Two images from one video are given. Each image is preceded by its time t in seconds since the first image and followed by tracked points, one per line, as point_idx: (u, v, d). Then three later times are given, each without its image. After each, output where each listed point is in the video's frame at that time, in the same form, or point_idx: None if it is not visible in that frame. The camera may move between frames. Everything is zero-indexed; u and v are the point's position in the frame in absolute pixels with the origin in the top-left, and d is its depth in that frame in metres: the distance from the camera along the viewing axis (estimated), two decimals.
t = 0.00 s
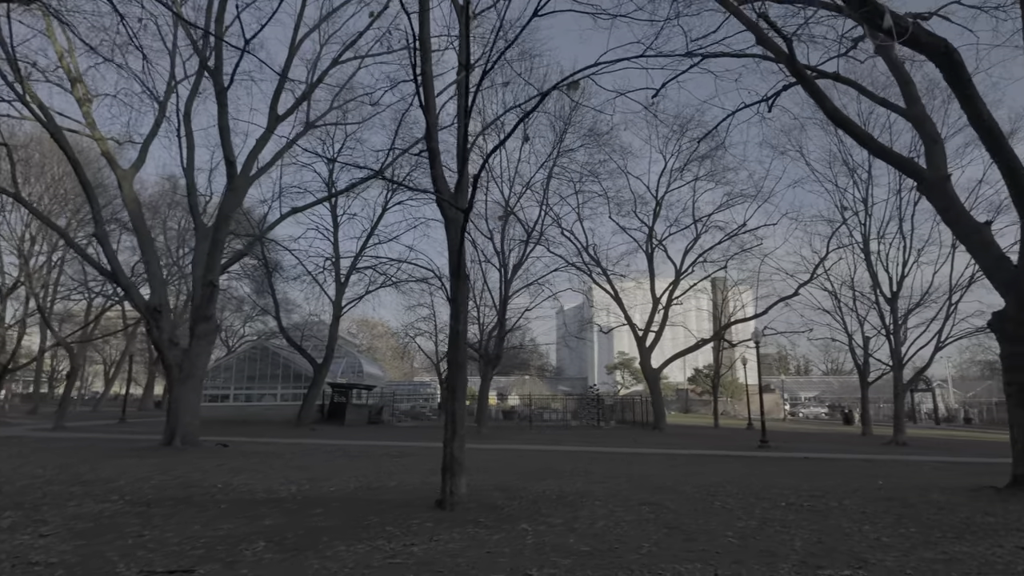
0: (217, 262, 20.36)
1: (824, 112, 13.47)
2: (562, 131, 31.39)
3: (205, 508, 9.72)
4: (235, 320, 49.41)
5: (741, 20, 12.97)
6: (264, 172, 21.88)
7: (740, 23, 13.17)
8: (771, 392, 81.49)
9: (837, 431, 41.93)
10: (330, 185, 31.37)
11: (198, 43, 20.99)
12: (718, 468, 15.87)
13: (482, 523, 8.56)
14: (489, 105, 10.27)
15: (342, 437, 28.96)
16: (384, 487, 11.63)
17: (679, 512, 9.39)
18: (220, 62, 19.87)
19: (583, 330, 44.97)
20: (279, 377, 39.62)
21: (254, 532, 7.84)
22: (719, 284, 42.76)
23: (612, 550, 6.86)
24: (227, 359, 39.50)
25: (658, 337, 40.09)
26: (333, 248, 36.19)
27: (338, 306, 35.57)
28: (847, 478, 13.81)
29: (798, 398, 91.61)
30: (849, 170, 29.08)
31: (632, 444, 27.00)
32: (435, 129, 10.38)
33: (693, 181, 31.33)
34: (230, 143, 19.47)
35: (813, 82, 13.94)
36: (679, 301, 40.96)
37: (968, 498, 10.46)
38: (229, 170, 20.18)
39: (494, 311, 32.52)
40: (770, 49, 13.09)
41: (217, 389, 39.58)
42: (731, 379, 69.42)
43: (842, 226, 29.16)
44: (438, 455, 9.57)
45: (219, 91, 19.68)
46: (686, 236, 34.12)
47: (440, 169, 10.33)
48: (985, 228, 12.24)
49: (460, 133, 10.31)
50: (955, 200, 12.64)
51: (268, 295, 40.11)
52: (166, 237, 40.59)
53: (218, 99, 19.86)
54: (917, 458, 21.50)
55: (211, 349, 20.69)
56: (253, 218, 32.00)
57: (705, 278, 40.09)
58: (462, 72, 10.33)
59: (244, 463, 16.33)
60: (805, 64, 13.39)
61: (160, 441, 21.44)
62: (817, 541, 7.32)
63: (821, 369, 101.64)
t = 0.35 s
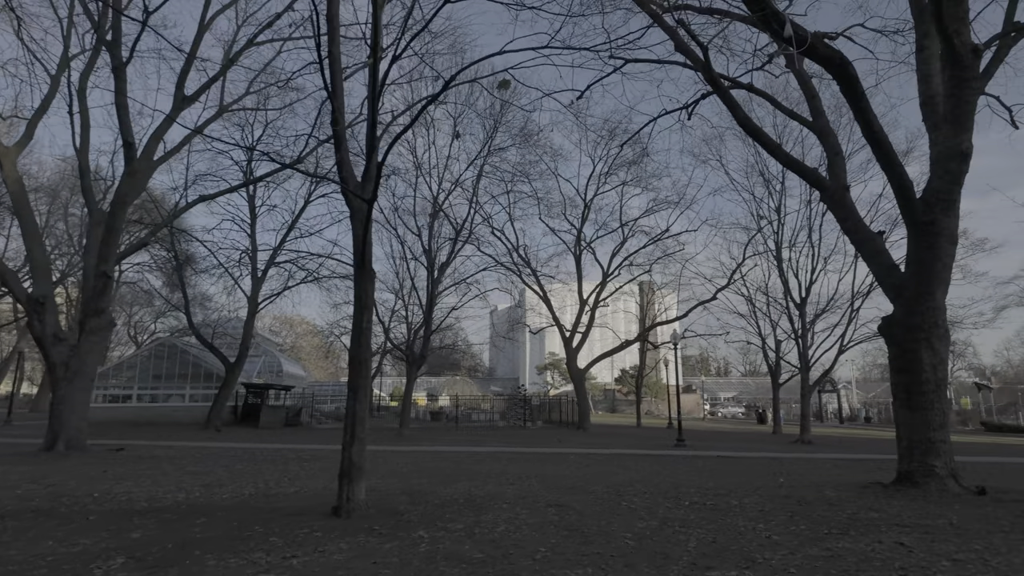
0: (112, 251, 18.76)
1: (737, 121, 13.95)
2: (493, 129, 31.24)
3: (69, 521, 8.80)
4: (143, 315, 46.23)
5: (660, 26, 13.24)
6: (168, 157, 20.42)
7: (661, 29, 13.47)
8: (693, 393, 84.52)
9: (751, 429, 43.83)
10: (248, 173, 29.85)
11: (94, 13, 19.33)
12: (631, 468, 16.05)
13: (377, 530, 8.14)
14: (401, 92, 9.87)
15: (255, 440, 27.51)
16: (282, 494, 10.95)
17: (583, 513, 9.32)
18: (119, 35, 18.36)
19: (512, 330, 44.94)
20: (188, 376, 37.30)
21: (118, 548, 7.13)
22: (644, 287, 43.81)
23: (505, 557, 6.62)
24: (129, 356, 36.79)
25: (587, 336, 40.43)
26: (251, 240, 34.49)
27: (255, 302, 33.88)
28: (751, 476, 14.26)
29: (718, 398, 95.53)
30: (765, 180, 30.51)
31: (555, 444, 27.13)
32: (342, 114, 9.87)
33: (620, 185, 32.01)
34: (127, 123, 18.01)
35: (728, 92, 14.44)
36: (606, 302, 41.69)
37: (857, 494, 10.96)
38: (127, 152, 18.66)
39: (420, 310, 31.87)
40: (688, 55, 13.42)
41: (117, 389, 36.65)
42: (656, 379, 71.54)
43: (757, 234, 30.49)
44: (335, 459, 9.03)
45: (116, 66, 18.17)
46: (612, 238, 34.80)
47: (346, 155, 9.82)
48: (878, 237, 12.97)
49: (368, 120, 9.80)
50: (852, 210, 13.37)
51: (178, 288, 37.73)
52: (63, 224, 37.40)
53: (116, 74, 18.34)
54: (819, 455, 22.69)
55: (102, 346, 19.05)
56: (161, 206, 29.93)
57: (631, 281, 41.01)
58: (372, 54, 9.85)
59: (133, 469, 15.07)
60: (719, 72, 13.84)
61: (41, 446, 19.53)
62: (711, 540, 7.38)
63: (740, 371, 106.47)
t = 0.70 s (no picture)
0: (31, 239, 17.55)
1: (684, 120, 14.05)
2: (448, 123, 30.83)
3: None
4: (76, 309, 43.85)
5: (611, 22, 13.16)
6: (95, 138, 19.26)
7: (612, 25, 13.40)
8: (647, 392, 85.81)
9: (701, 428, 44.56)
10: (190, 161, 28.62)
11: None
12: (577, 467, 15.93)
13: (299, 535, 7.67)
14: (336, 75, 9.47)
15: (192, 440, 26.33)
16: (204, 497, 10.33)
17: (519, 513, 9.05)
18: (40, 7, 17.16)
19: (467, 328, 44.49)
20: (124, 374, 35.49)
21: (1, 559, 6.48)
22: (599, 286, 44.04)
23: (429, 562, 6.30)
24: (59, 352, 34.72)
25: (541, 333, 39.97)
26: (193, 231, 33.12)
27: (196, 296, 32.52)
28: (694, 474, 14.31)
29: (671, 397, 97.16)
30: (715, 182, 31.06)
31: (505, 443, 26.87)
32: (271, 97, 9.37)
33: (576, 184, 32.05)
34: (48, 102, 16.85)
35: (676, 92, 14.50)
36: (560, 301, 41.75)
37: (793, 491, 11.06)
38: (48, 133, 17.48)
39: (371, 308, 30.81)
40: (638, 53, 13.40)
41: (44, 386, 34.43)
42: (610, 378, 72.30)
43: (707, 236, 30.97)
44: (257, 460, 8.53)
45: (36, 41, 16.97)
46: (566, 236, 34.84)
47: (275, 139, 9.32)
48: (818, 238, 13.21)
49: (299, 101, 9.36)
50: (794, 210, 13.61)
51: (114, 281, 35.88)
52: None
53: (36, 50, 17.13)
54: (762, 452, 23.16)
55: (18, 341, 17.76)
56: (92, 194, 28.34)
57: (586, 280, 41.19)
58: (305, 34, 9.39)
59: (48, 472, 14.07)
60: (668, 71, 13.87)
61: None
62: (643, 540, 7.23)
63: (692, 371, 108.64)
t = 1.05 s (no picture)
0: None
1: (643, 117, 13.92)
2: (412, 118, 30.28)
3: None
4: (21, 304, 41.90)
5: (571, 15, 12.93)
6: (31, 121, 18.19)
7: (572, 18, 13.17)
8: (614, 390, 86.30)
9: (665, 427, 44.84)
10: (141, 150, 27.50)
11: None
12: (534, 468, 15.66)
13: (220, 545, 7.18)
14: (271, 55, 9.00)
15: (139, 441, 25.21)
16: (131, 504, 9.71)
17: (464, 518, 8.70)
18: None
19: (432, 326, 43.90)
20: (70, 372, 33.94)
21: None
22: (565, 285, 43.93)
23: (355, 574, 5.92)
24: None
25: (506, 332, 39.49)
26: (144, 223, 31.86)
27: (146, 291, 31.26)
28: (650, 474, 14.17)
29: (638, 396, 97.95)
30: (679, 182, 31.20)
31: (466, 443, 26.46)
32: (203, 76, 8.80)
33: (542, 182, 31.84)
34: None
35: (637, 88, 14.36)
36: (526, 300, 41.51)
37: (746, 491, 10.94)
38: None
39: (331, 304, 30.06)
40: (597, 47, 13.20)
41: None
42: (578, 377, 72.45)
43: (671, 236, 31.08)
44: (181, 464, 7.99)
45: None
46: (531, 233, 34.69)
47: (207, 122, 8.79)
48: (774, 237, 13.19)
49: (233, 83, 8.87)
50: (751, 209, 13.58)
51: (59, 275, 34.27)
52: None
53: None
54: (722, 451, 23.26)
55: None
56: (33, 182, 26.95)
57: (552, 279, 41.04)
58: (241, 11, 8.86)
59: None
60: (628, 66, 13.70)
61: None
62: (585, 547, 6.97)
63: (659, 370, 109.76)
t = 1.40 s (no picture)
0: None
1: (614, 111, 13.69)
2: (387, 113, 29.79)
3: None
4: None
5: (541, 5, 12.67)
6: None
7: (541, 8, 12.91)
8: (593, 390, 86.31)
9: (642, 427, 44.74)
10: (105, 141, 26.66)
11: None
12: (503, 468, 15.32)
13: (151, 554, 6.73)
14: (216, 34, 8.58)
15: (99, 442, 24.35)
16: (68, 510, 9.18)
17: (419, 522, 8.32)
18: None
19: (409, 325, 43.37)
20: (29, 371, 32.79)
21: None
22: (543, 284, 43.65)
23: None
24: None
25: (483, 331, 39.04)
26: (109, 218, 30.88)
27: (111, 287, 30.29)
28: (620, 474, 13.92)
29: (618, 396, 98.10)
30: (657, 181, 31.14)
31: (440, 443, 26.04)
32: (145, 55, 8.34)
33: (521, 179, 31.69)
34: None
35: (609, 83, 14.17)
36: (504, 299, 41.17)
37: (714, 492, 10.72)
38: None
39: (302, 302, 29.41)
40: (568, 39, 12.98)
41: None
42: (557, 377, 72.34)
43: (649, 235, 30.97)
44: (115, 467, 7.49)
45: None
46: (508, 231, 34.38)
47: (148, 104, 8.34)
48: (745, 232, 13.06)
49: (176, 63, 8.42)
50: (722, 206, 13.42)
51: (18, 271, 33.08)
52: None
53: None
54: (696, 451, 23.17)
55: None
56: None
57: (530, 278, 40.77)
58: None
59: None
60: (598, 59, 13.47)
61: None
62: (540, 554, 6.65)
63: (639, 370, 110.11)
